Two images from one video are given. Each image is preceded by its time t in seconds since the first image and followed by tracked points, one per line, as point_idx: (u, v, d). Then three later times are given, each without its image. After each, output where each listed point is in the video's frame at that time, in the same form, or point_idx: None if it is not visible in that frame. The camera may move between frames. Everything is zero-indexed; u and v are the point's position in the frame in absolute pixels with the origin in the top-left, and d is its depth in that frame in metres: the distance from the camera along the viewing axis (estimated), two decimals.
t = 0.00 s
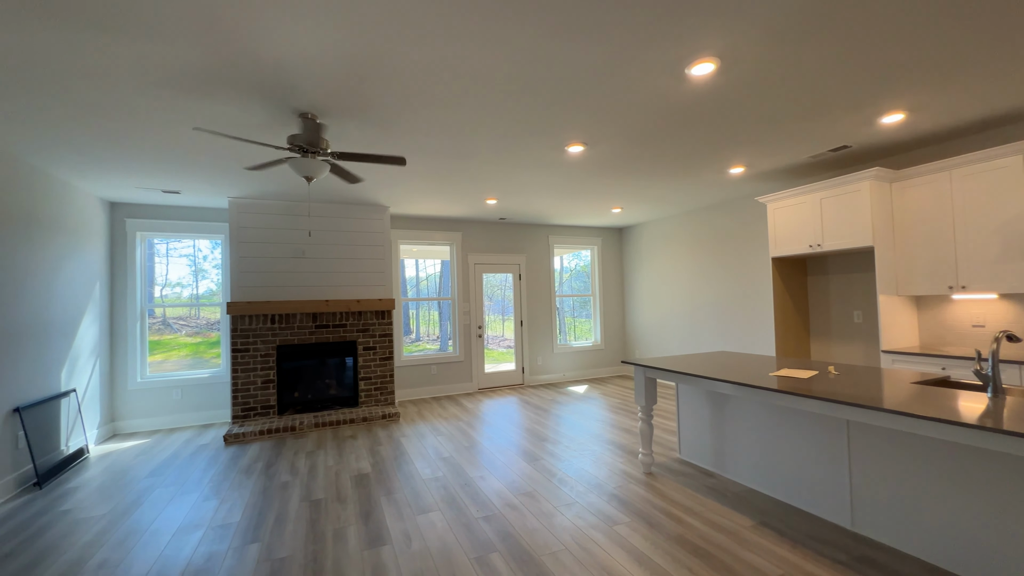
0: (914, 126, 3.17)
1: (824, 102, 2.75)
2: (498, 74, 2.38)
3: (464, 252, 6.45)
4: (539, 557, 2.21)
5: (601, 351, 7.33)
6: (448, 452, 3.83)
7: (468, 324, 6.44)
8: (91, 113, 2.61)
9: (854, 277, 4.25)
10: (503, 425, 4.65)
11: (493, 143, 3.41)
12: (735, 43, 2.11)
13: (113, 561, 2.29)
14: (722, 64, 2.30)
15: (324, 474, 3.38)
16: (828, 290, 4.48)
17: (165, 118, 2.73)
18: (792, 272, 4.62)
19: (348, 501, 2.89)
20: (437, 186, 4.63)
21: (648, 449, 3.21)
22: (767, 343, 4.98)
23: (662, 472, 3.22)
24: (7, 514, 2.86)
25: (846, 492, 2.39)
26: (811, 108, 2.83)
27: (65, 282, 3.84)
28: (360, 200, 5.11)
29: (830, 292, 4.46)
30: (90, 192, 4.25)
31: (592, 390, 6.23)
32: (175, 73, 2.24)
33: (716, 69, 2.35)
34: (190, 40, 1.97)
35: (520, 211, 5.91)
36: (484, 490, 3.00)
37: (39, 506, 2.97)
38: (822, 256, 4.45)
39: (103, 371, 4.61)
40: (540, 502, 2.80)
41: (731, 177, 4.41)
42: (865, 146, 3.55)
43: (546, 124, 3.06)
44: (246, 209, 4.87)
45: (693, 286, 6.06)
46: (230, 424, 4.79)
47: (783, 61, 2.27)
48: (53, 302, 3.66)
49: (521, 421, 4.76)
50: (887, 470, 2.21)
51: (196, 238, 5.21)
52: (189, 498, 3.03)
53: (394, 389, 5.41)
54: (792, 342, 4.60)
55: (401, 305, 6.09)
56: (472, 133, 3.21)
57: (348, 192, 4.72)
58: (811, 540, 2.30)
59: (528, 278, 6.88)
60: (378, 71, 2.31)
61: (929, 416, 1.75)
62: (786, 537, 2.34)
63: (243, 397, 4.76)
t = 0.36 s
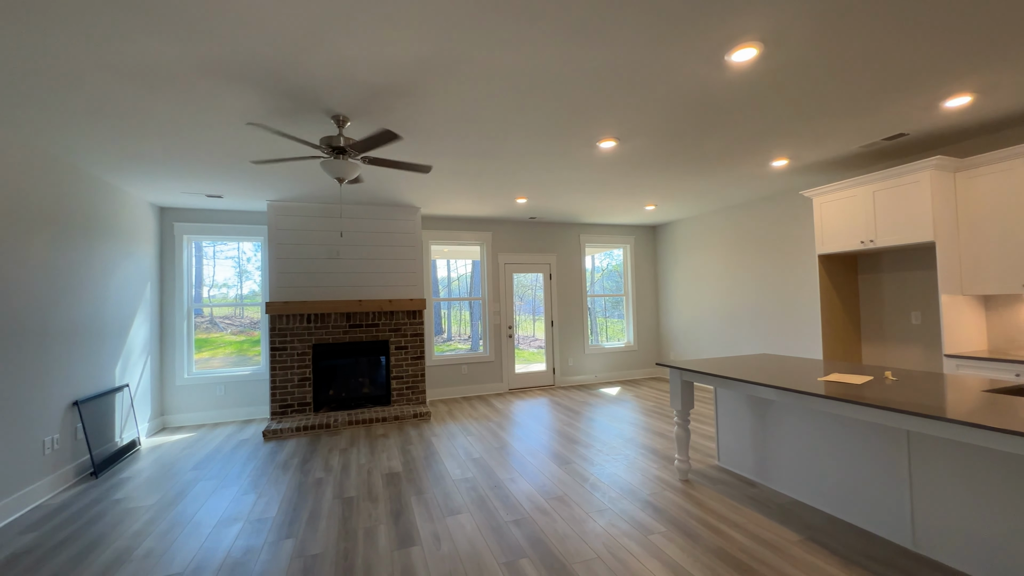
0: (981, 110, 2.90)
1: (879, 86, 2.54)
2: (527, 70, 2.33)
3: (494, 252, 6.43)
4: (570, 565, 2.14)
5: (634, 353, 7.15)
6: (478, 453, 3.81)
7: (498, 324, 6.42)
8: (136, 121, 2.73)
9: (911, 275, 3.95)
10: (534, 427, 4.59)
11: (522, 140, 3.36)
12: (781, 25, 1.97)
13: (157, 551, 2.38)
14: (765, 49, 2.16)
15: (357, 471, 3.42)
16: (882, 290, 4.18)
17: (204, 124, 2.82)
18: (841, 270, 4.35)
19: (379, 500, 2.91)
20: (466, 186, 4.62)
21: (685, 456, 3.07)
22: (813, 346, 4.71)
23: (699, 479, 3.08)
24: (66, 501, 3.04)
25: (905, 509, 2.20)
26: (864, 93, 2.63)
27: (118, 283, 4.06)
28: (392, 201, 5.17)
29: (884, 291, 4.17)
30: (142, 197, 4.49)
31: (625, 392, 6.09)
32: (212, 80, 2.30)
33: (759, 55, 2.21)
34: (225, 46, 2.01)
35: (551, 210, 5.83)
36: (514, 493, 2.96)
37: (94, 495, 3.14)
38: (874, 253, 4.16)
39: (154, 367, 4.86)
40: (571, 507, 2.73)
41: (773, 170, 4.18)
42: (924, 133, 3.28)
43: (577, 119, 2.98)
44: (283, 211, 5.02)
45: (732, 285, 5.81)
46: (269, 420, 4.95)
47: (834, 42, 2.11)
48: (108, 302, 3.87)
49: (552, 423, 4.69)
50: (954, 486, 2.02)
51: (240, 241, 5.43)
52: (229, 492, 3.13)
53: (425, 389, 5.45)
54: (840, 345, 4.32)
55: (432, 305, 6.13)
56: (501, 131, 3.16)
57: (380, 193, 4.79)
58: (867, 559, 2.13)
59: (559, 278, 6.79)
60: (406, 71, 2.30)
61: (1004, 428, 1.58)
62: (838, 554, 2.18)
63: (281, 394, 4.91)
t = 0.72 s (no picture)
0: None
1: (934, 70, 2.36)
2: (551, 65, 2.27)
3: (520, 253, 6.39)
4: None
5: (664, 355, 6.96)
6: (504, 456, 3.77)
7: (525, 325, 6.37)
8: (173, 128, 2.83)
9: (969, 275, 3.67)
10: (560, 430, 4.52)
11: (547, 139, 3.30)
12: (823, 8, 1.85)
13: (192, 545, 2.45)
14: (805, 35, 2.03)
15: (383, 472, 3.45)
16: (935, 290, 3.91)
17: (236, 129, 2.90)
18: (889, 269, 4.09)
19: (405, 501, 2.91)
20: (492, 186, 4.60)
21: (719, 464, 2.94)
22: (858, 350, 4.45)
23: (735, 489, 2.94)
24: (111, 493, 3.18)
25: (966, 529, 2.03)
26: (916, 79, 2.45)
27: (159, 285, 4.24)
28: (418, 203, 5.21)
29: (937, 292, 3.90)
30: (182, 202, 4.69)
31: (655, 395, 5.93)
32: (241, 85, 2.35)
33: (799, 41, 2.09)
34: (251, 50, 2.04)
35: (577, 210, 5.74)
36: (540, 498, 2.91)
37: (136, 488, 3.28)
38: (926, 251, 3.89)
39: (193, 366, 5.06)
40: (599, 514, 2.66)
41: (812, 164, 3.97)
42: (983, 121, 3.04)
43: (603, 116, 2.91)
44: (314, 214, 5.14)
45: (768, 285, 5.57)
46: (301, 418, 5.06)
47: (883, 25, 1.96)
48: (150, 303, 4.05)
49: (579, 427, 4.60)
50: None
51: (275, 243, 5.60)
52: (260, 489, 3.21)
53: (451, 390, 5.46)
54: (888, 349, 4.07)
55: (459, 306, 6.15)
56: (526, 130, 3.12)
57: (406, 195, 4.83)
58: None
59: (585, 279, 6.68)
60: (429, 70, 2.29)
61: None
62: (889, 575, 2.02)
63: (312, 393, 5.02)
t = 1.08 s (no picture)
0: None
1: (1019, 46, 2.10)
2: (580, 63, 2.21)
3: (558, 256, 6.32)
4: None
5: (711, 361, 6.65)
6: (540, 462, 3.71)
7: (563, 329, 6.28)
8: (223, 141, 2.99)
9: None
10: (599, 438, 4.40)
11: (582, 139, 3.23)
12: None
13: (240, 540, 2.56)
14: (862, 16, 1.87)
15: (420, 475, 3.48)
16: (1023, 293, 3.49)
17: (278, 140, 3.03)
18: (967, 270, 3.69)
19: (440, 505, 2.92)
20: (528, 189, 4.57)
21: (769, 480, 2.75)
22: (932, 358, 4.05)
23: (787, 508, 2.74)
24: (171, 486, 3.40)
25: None
26: (996, 57, 2.19)
27: (215, 290, 4.51)
28: (456, 208, 5.26)
29: None
30: (236, 212, 4.98)
31: (700, 403, 5.67)
32: (280, 98, 2.45)
33: (855, 22, 1.92)
34: (287, 63, 2.12)
35: (616, 211, 5.61)
36: (577, 508, 2.83)
37: (193, 482, 3.49)
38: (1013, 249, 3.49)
39: (247, 366, 5.34)
40: (638, 529, 2.55)
41: (874, 157, 3.67)
42: None
43: (640, 113, 2.81)
44: (357, 221, 5.31)
45: (826, 287, 5.19)
46: (344, 419, 5.23)
47: None
48: (207, 307, 4.32)
49: (619, 435, 4.47)
50: None
51: (322, 250, 5.84)
52: (304, 488, 3.32)
53: (489, 394, 5.46)
54: (968, 358, 3.67)
55: (498, 309, 6.16)
56: (558, 130, 3.06)
57: (443, 200, 4.89)
58: None
59: (626, 282, 6.51)
60: (457, 73, 2.28)
61: None
62: None
63: (355, 394, 5.17)
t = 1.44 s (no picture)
0: None
1: None
2: (622, 56, 2.13)
3: (607, 257, 6.18)
4: None
5: (775, 367, 6.22)
6: (589, 469, 3.63)
7: (613, 332, 6.12)
8: (282, 153, 3.19)
9: None
10: (651, 445, 4.24)
11: (628, 136, 3.13)
12: None
13: (298, 530, 2.71)
14: None
15: (467, 476, 3.52)
16: None
17: (330, 150, 3.19)
18: None
19: (485, 508, 2.93)
20: (574, 190, 4.50)
21: (840, 499, 2.51)
22: None
23: (862, 531, 2.48)
24: (241, 477, 3.67)
25: None
26: None
27: (280, 294, 4.83)
28: (503, 211, 5.29)
29: None
30: (299, 220, 5.31)
31: (763, 412, 5.31)
32: (330, 109, 2.57)
33: None
34: (334, 76, 2.21)
35: (668, 210, 5.39)
36: (625, 518, 2.73)
37: (260, 474, 3.74)
38: None
39: (309, 365, 5.68)
40: (691, 544, 2.41)
41: (965, 140, 3.26)
42: None
43: (688, 106, 2.67)
44: (408, 227, 5.49)
45: (909, 287, 4.69)
46: (397, 418, 5.40)
47: None
48: (272, 310, 4.63)
49: (673, 443, 4.28)
50: None
51: (378, 254, 6.09)
52: (358, 483, 3.47)
53: (538, 397, 5.43)
54: None
55: (549, 312, 6.12)
56: (601, 128, 2.98)
57: (490, 203, 4.94)
58: None
59: (680, 283, 6.24)
60: (496, 75, 2.28)
61: None
62: None
63: (407, 394, 5.33)
